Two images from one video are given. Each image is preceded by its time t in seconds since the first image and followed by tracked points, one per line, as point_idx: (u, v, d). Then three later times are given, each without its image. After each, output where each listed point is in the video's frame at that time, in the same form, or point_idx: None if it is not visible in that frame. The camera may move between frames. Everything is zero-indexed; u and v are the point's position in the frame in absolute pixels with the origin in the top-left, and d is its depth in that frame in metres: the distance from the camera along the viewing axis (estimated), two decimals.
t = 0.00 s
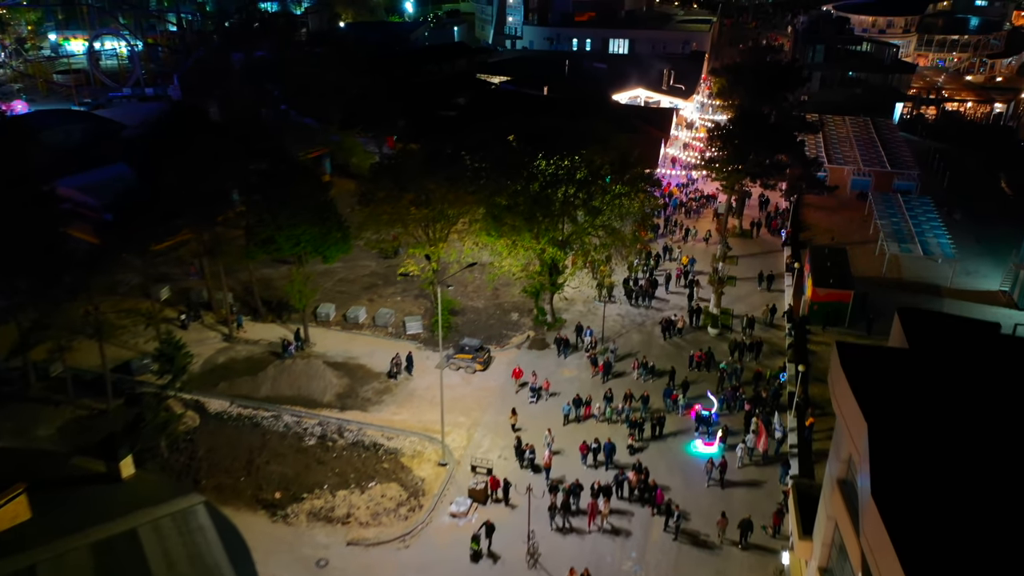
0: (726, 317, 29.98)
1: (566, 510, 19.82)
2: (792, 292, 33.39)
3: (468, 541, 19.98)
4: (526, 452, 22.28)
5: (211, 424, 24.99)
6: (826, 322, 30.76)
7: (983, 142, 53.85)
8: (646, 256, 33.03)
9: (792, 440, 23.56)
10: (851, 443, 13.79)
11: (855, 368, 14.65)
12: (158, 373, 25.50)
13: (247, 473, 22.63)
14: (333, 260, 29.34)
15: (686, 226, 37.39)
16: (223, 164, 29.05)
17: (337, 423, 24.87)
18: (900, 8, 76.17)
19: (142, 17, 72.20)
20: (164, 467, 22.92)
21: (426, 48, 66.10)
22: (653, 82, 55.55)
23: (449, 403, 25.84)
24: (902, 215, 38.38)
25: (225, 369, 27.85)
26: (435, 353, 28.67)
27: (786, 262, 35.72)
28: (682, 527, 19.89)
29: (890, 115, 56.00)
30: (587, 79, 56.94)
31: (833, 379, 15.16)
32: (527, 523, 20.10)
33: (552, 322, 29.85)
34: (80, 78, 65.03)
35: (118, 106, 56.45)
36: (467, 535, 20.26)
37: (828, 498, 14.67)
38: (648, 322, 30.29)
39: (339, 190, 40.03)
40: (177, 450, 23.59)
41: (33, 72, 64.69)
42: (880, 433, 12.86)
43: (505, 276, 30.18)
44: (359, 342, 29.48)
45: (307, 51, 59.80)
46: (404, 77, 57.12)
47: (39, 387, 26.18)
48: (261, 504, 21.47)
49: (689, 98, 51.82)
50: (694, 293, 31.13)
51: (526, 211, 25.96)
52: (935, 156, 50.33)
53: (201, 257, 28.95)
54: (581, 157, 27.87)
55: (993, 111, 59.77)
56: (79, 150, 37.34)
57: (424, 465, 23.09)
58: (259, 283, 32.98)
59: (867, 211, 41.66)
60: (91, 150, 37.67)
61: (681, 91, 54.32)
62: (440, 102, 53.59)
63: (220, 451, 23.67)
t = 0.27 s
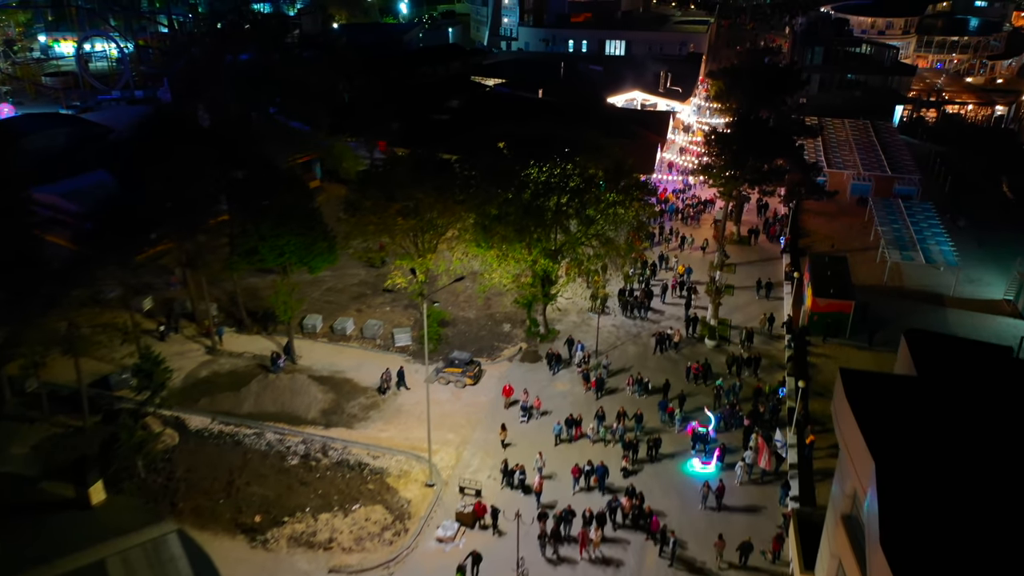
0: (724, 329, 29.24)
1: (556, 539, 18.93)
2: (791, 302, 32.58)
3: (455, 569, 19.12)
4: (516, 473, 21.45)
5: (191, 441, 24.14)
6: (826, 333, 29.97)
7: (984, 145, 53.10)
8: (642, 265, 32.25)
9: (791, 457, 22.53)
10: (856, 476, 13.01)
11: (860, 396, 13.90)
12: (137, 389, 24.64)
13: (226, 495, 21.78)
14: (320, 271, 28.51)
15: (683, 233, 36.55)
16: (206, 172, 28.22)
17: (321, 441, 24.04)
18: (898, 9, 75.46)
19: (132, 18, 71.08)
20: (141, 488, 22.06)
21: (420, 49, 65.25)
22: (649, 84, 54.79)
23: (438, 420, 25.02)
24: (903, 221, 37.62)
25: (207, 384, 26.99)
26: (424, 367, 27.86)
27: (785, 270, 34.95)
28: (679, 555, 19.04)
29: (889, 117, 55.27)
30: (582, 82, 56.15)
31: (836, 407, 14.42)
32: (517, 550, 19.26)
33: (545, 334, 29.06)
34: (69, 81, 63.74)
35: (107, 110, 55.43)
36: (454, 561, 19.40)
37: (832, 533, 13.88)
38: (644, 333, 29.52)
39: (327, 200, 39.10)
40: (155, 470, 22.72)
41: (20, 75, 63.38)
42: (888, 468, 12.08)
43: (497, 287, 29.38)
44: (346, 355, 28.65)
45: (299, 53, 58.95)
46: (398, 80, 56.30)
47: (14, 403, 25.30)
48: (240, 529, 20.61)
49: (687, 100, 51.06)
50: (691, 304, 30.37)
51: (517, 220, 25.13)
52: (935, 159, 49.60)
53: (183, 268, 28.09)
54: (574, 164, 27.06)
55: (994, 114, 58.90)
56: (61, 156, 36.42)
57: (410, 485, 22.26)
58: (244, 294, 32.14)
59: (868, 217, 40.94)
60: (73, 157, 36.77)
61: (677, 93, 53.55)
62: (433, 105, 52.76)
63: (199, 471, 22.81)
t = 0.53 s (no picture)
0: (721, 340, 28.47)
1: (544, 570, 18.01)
2: (790, 312, 31.70)
3: None
4: (504, 495, 20.60)
5: (168, 461, 23.27)
6: (827, 345, 29.12)
7: (986, 148, 52.26)
8: (636, 275, 31.42)
9: (792, 477, 21.85)
10: (861, 516, 12.21)
11: (865, 429, 13.13)
12: (113, 406, 23.82)
13: (202, 519, 20.90)
14: (304, 282, 27.62)
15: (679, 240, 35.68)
16: (186, 179, 27.30)
17: (303, 460, 23.19)
18: (898, 10, 74.60)
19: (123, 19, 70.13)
20: (113, 512, 21.15)
21: (414, 51, 64.33)
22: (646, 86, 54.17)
23: (425, 438, 24.16)
24: (905, 228, 36.81)
25: (187, 399, 26.11)
26: (412, 382, 27.01)
27: (784, 278, 34.11)
28: None
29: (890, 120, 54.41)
30: (578, 85, 55.30)
31: (840, 440, 13.65)
32: None
33: (537, 346, 28.22)
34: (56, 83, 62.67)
35: (94, 112, 54.46)
36: None
37: None
38: (639, 345, 28.75)
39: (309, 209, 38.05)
40: (130, 493, 21.82)
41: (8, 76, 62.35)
42: (895, 508, 11.27)
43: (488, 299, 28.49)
44: (331, 369, 27.80)
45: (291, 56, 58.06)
46: (391, 82, 55.44)
47: None
48: (215, 555, 19.73)
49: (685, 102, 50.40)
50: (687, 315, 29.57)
51: (507, 231, 24.24)
52: (937, 163, 48.77)
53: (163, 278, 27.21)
54: (566, 172, 26.16)
55: (996, 116, 57.80)
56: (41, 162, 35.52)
57: (395, 508, 21.40)
58: (228, 304, 31.26)
59: (868, 223, 40.29)
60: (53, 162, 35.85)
61: (675, 96, 52.75)
62: (426, 108, 51.93)
63: (175, 493, 21.93)
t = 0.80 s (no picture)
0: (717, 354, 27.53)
1: None
2: (788, 323, 30.77)
3: None
4: (490, 521, 19.67)
5: (142, 483, 22.36)
6: (826, 359, 28.18)
7: (988, 152, 51.38)
8: (630, 285, 30.52)
9: (790, 499, 21.03)
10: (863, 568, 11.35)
11: (867, 473, 12.29)
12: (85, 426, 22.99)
13: (174, 547, 20.00)
14: (286, 295, 26.71)
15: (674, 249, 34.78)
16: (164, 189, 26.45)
17: (282, 482, 22.27)
18: (899, 10, 73.78)
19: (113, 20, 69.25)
20: (81, 539, 20.19)
21: (408, 52, 63.43)
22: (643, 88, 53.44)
23: (410, 458, 23.22)
24: (906, 236, 35.92)
25: (163, 417, 25.17)
26: (397, 398, 26.12)
27: (782, 288, 33.19)
28: None
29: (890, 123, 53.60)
30: (573, 87, 54.41)
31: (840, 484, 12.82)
32: None
33: (527, 360, 27.30)
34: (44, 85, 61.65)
35: (82, 116, 53.56)
36: None
37: None
38: (632, 359, 27.85)
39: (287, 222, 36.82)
40: (99, 518, 20.89)
41: None
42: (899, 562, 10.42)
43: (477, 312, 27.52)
44: (315, 384, 26.90)
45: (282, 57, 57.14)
46: (383, 85, 54.51)
47: None
48: None
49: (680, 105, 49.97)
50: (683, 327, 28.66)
51: (495, 243, 23.33)
52: (938, 167, 47.94)
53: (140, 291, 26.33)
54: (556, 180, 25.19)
55: (998, 119, 57.02)
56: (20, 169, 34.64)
57: (376, 534, 20.47)
58: (211, 316, 30.38)
59: (869, 230, 39.47)
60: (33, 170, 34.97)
61: (671, 99, 51.98)
62: (419, 111, 51.03)
63: (148, 517, 21.03)
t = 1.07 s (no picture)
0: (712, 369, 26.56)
1: None
2: (786, 336, 29.75)
3: None
4: (472, 551, 18.67)
5: (110, 508, 21.44)
6: (825, 374, 27.24)
7: (990, 156, 50.44)
8: (623, 297, 29.54)
9: (788, 525, 20.07)
10: None
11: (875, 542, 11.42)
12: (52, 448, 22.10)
13: None
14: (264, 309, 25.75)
15: (668, 259, 33.82)
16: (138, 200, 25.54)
17: (256, 507, 21.32)
18: (899, 11, 72.88)
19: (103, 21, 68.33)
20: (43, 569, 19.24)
21: (401, 54, 62.52)
22: (638, 90, 52.53)
23: (391, 481, 22.24)
24: (908, 244, 34.99)
25: (136, 437, 24.22)
26: (380, 417, 25.17)
27: (779, 299, 32.22)
28: None
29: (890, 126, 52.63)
30: (568, 90, 53.42)
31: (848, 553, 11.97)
32: None
33: (516, 376, 26.28)
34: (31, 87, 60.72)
35: (67, 118, 52.64)
36: None
37: None
38: (624, 375, 26.88)
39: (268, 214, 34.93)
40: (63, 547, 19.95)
41: None
42: None
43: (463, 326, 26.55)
44: (295, 402, 25.96)
45: (273, 59, 56.15)
46: (374, 87, 53.51)
47: None
48: None
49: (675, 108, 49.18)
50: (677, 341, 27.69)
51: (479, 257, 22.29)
52: (940, 172, 46.96)
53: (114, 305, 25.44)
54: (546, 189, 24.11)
55: (1000, 122, 56.00)
56: None
57: (353, 563, 19.50)
58: (190, 328, 29.48)
59: (869, 237, 38.54)
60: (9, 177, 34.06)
61: (668, 101, 51.11)
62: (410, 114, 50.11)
63: (115, 546, 20.09)
